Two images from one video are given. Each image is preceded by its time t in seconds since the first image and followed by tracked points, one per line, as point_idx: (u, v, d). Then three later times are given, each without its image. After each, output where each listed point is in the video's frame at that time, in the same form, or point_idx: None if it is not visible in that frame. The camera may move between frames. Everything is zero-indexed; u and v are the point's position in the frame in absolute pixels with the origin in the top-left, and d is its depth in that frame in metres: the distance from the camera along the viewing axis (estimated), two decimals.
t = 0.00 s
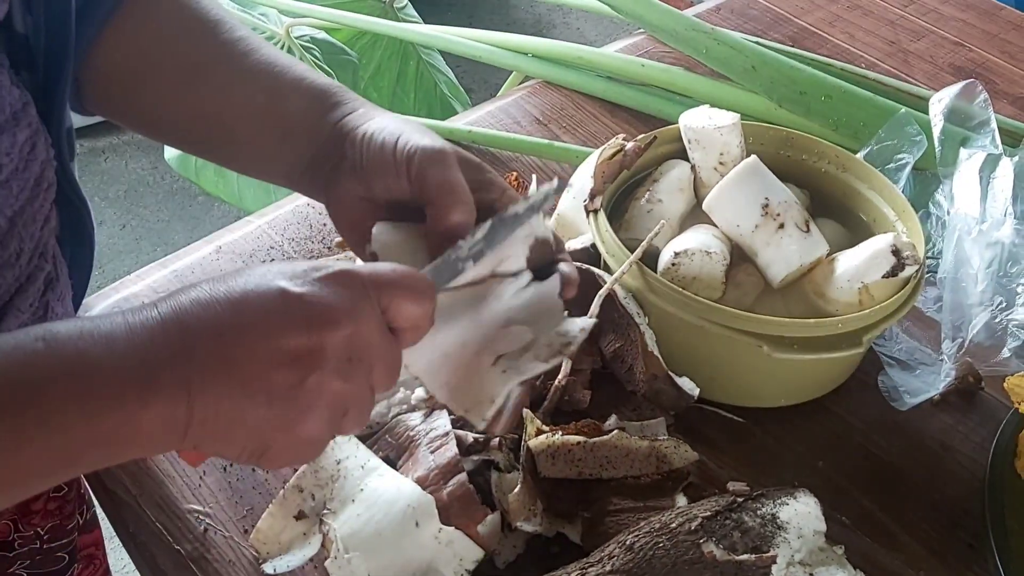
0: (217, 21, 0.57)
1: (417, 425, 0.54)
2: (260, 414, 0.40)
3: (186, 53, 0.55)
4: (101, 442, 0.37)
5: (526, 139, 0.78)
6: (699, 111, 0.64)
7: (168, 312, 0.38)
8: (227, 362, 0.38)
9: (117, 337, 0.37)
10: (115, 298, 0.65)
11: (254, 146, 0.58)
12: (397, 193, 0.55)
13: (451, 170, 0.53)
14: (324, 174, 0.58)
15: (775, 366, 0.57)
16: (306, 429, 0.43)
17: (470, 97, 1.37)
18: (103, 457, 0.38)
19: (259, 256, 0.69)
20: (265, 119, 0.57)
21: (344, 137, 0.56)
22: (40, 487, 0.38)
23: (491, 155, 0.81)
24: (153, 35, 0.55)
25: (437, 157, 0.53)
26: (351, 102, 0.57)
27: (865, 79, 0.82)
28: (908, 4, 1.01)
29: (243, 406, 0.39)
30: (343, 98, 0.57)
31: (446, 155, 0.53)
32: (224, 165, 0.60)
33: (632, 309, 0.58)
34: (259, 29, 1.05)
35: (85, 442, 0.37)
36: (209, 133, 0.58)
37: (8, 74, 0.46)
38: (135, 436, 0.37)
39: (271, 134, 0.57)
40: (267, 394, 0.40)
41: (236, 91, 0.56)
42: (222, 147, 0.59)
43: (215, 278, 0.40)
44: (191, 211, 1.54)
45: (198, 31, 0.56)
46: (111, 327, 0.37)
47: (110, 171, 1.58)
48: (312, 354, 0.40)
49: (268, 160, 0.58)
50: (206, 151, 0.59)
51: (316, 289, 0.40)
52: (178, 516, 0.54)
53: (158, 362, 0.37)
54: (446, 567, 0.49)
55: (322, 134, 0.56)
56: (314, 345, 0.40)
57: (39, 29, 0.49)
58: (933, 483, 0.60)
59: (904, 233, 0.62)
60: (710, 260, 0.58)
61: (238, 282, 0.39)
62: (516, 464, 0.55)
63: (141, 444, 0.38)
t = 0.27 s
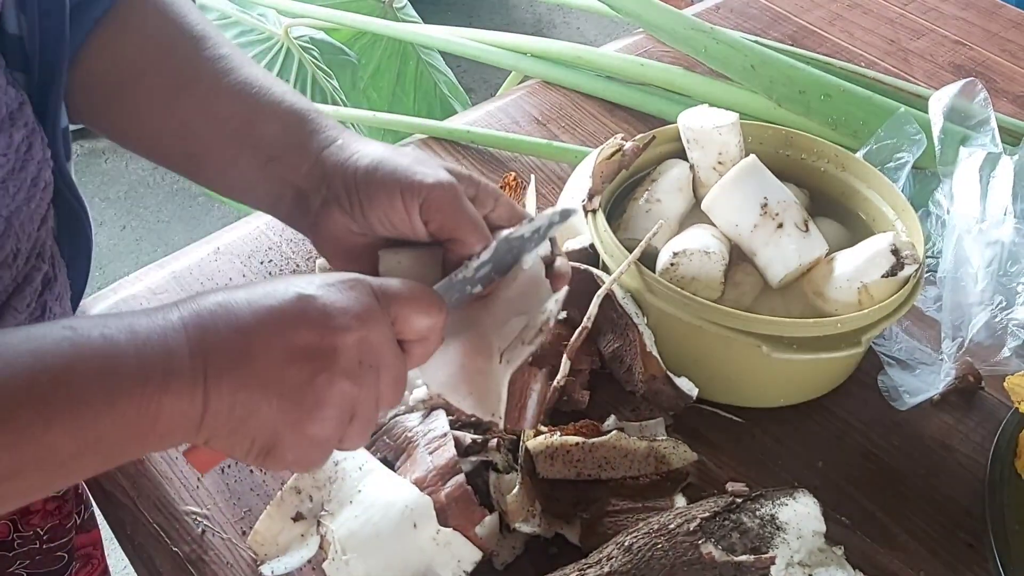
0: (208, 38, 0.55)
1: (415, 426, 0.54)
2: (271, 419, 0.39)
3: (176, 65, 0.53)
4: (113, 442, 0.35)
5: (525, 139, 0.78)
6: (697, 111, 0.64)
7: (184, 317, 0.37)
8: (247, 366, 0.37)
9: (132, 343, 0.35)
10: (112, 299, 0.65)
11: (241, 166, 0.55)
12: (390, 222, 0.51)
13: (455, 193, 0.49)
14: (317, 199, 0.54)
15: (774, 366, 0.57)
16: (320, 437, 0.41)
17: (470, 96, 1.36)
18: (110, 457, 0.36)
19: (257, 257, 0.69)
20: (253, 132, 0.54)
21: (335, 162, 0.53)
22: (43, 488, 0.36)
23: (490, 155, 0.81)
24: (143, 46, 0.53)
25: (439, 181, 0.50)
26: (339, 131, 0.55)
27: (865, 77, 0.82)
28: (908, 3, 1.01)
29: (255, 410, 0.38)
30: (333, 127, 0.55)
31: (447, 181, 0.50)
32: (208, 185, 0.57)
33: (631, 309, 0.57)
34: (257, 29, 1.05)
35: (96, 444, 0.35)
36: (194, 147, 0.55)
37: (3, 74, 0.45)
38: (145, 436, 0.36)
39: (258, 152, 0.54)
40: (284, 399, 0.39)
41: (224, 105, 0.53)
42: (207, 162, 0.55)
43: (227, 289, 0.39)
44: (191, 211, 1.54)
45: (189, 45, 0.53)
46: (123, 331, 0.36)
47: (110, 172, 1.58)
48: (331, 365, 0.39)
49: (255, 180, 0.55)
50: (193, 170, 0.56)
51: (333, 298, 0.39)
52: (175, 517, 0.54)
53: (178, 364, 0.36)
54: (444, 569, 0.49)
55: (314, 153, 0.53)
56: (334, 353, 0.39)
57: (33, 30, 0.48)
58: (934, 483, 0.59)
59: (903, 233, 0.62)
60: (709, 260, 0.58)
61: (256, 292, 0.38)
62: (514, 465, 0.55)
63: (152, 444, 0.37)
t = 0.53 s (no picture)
0: (213, 55, 0.55)
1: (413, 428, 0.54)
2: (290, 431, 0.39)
3: (180, 81, 0.53)
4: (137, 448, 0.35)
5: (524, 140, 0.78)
6: (695, 112, 0.64)
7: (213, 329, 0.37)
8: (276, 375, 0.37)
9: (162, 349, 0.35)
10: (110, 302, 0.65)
11: (244, 183, 0.55)
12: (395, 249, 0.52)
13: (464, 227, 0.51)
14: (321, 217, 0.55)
15: (773, 368, 0.57)
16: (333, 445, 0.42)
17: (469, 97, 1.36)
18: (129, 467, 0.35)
19: (255, 259, 0.69)
20: (255, 149, 0.54)
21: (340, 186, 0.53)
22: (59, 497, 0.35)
23: (488, 157, 0.81)
24: (148, 61, 0.53)
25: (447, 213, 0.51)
26: (344, 155, 0.55)
27: (864, 78, 0.81)
28: (907, 3, 1.01)
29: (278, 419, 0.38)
30: (337, 150, 0.55)
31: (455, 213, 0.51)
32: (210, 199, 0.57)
33: (629, 311, 0.57)
34: (257, 30, 1.05)
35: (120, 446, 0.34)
36: (196, 163, 0.55)
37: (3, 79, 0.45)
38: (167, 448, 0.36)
39: (261, 170, 0.54)
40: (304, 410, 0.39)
41: (227, 120, 0.53)
42: (208, 176, 0.55)
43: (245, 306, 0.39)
44: (192, 212, 1.54)
45: (194, 61, 0.53)
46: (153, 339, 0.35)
47: (111, 173, 1.58)
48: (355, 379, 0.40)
49: (258, 196, 0.56)
50: (194, 184, 0.56)
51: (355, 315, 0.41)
52: (173, 521, 0.54)
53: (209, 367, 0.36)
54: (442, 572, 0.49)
55: (317, 172, 0.53)
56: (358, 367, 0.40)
57: (32, 36, 0.48)
58: (932, 485, 0.59)
59: (902, 234, 0.62)
60: (707, 262, 0.57)
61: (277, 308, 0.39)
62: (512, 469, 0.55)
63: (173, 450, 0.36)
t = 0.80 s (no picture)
0: (219, 54, 0.54)
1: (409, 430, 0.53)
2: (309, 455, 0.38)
3: (185, 79, 0.53)
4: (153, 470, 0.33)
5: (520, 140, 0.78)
6: (692, 111, 0.64)
7: (239, 347, 0.36)
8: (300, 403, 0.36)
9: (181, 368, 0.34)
10: (105, 302, 0.64)
11: (250, 183, 0.54)
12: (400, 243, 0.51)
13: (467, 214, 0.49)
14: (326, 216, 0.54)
15: (769, 368, 0.57)
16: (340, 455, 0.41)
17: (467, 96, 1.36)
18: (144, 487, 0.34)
19: (251, 259, 0.69)
20: (260, 147, 0.53)
21: (344, 183, 0.52)
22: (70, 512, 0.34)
23: (484, 156, 0.81)
24: (154, 60, 0.53)
25: (449, 201, 0.49)
26: (351, 151, 0.54)
27: (861, 77, 0.81)
28: (905, 2, 1.01)
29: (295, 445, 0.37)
30: (344, 147, 0.54)
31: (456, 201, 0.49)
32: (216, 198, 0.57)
33: (623, 311, 0.57)
34: (253, 30, 1.04)
35: (137, 468, 0.33)
36: (202, 162, 0.54)
37: None
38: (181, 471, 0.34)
39: (266, 168, 0.53)
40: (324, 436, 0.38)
41: (231, 119, 0.53)
42: (213, 176, 0.55)
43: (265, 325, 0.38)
44: (190, 212, 1.54)
45: (199, 60, 0.53)
46: (171, 355, 0.34)
47: (109, 173, 1.58)
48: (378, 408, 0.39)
49: (264, 196, 0.55)
50: (201, 184, 0.56)
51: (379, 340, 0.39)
52: (167, 522, 0.54)
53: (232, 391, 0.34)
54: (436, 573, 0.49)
55: (322, 171, 0.53)
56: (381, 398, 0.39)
57: (29, 37, 0.48)
58: (929, 485, 0.59)
59: (899, 233, 0.61)
60: (704, 262, 0.57)
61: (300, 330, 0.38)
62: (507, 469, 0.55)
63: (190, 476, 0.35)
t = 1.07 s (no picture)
0: (246, 44, 0.56)
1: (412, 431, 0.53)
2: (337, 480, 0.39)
3: (206, 72, 0.54)
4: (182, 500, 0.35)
5: (523, 140, 0.78)
6: (695, 111, 0.64)
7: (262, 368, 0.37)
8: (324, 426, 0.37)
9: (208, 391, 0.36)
10: (109, 301, 0.64)
11: (279, 166, 0.56)
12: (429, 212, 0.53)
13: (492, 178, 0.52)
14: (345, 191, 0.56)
15: (772, 369, 0.57)
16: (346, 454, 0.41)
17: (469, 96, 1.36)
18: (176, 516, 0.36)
19: (253, 258, 0.69)
20: (293, 131, 0.55)
21: (373, 158, 0.54)
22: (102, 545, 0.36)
23: (487, 156, 0.81)
24: (182, 51, 0.53)
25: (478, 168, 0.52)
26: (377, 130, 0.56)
27: (864, 77, 0.81)
28: (908, 2, 1.00)
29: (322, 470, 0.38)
30: (370, 127, 0.56)
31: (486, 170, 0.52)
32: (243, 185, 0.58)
33: (628, 312, 0.56)
34: (256, 30, 1.04)
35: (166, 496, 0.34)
36: (232, 148, 0.56)
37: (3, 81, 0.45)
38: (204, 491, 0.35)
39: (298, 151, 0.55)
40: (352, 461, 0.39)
41: (264, 105, 0.54)
42: (243, 161, 0.56)
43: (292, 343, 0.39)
44: (192, 211, 1.54)
45: (228, 50, 0.54)
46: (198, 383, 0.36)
47: (111, 173, 1.58)
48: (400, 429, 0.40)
49: (293, 180, 0.57)
50: (229, 169, 0.57)
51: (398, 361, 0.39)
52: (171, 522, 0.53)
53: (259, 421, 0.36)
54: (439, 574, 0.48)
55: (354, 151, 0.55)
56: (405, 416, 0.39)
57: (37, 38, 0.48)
58: (933, 485, 0.59)
59: (903, 234, 0.61)
60: (707, 263, 0.57)
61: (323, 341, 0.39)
62: (510, 470, 0.54)
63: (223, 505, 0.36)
